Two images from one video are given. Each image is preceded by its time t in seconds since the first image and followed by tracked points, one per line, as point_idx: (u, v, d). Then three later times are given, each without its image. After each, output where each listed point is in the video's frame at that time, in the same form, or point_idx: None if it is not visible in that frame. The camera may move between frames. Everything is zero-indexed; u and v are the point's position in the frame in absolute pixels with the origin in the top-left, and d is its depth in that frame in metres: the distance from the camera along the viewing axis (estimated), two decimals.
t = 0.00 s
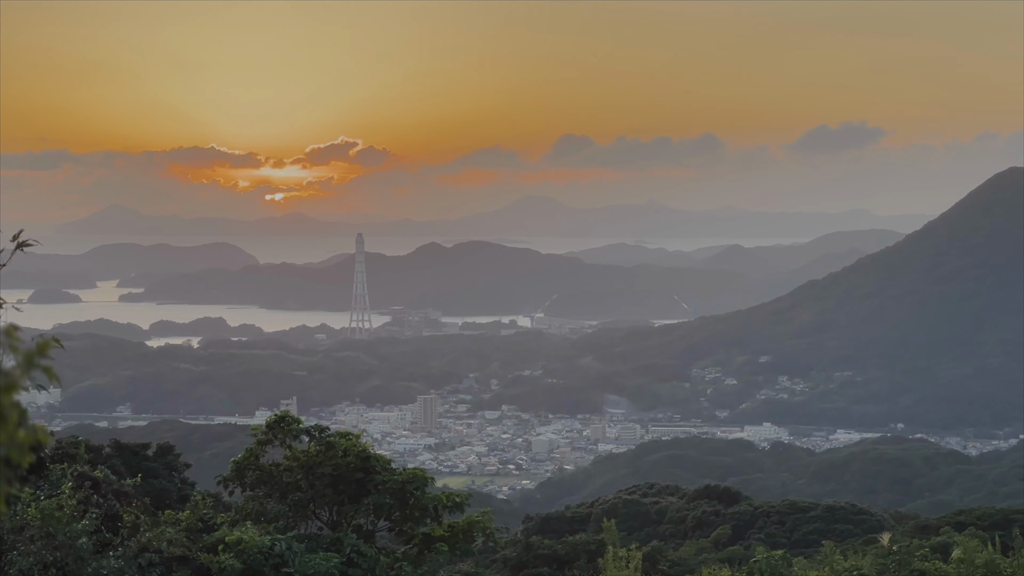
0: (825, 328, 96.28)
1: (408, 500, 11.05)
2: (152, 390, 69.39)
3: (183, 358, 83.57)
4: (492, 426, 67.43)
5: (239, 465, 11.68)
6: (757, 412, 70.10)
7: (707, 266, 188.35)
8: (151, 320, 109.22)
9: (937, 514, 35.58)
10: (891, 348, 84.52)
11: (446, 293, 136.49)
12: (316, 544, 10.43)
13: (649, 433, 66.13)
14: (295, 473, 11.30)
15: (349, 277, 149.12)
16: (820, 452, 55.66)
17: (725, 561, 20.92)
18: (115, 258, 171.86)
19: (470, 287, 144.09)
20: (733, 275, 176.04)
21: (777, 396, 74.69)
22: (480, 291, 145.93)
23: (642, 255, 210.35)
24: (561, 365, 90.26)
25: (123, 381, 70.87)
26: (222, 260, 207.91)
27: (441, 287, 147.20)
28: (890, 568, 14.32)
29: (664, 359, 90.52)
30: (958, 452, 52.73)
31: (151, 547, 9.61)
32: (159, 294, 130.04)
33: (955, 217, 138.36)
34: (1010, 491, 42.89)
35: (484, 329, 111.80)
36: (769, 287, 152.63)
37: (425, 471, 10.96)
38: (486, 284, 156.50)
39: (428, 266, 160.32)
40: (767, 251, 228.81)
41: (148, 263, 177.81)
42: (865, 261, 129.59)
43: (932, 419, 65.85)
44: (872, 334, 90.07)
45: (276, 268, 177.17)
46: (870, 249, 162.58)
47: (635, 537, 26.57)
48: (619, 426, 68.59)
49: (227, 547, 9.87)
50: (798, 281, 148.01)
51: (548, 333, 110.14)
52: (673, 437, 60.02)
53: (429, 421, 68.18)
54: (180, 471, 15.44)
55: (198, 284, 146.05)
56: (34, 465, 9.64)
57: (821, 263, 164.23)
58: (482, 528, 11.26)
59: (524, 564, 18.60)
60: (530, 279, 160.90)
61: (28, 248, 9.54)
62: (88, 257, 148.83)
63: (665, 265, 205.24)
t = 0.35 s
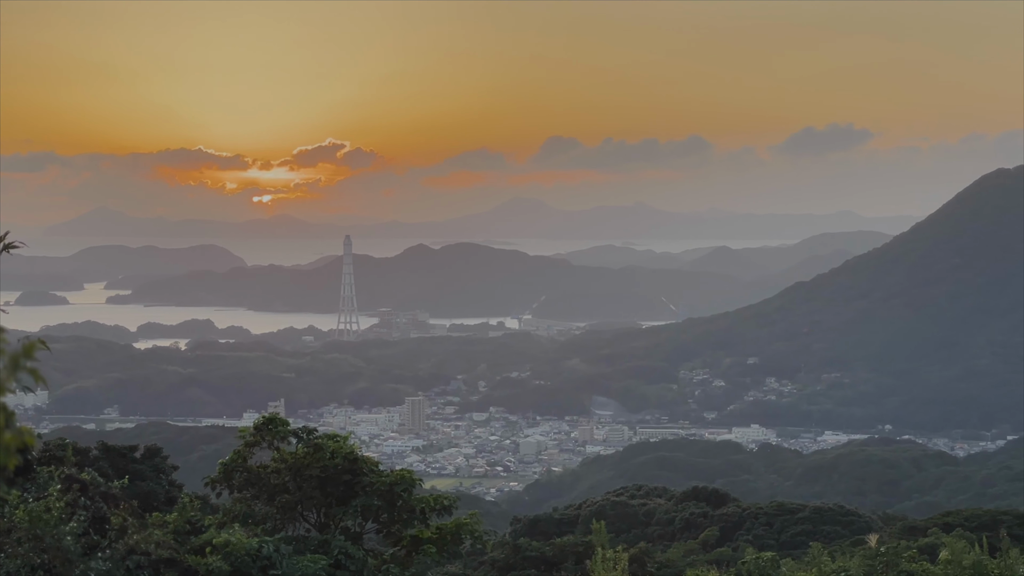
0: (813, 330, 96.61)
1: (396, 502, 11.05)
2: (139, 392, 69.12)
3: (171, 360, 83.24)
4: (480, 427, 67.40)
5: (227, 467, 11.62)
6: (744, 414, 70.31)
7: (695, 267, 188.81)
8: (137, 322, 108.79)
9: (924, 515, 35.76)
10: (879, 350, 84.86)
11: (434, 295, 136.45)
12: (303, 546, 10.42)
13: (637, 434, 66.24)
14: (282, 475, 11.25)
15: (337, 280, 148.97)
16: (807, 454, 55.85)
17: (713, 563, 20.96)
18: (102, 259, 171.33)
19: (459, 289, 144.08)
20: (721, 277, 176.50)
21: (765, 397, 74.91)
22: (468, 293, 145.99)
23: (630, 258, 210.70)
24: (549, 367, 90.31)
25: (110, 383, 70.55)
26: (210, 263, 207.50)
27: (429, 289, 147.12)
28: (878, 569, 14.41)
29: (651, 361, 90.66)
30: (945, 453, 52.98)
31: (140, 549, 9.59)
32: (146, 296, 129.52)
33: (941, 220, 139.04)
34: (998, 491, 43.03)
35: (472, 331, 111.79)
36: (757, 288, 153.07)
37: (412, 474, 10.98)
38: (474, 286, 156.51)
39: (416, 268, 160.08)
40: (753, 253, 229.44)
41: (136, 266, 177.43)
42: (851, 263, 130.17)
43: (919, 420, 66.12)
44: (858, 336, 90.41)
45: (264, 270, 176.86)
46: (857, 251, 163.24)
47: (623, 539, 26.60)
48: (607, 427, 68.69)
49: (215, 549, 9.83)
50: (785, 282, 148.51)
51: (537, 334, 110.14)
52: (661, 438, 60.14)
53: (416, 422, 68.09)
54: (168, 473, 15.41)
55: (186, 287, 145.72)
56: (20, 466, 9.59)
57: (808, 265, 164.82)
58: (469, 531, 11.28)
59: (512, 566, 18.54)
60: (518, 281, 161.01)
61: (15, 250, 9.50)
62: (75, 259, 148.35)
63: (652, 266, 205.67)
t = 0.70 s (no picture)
0: (803, 331, 96.89)
1: (386, 504, 11.10)
2: (129, 394, 68.92)
3: (161, 361, 83.00)
4: (471, 428, 67.43)
5: (217, 468, 11.56)
6: (734, 415, 70.52)
7: (686, 268, 189.11)
8: (127, 323, 108.44)
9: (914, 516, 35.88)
10: (868, 351, 85.17)
11: (425, 296, 136.38)
12: (293, 548, 10.42)
13: (628, 435, 66.33)
14: (272, 476, 11.16)
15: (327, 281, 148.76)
16: (798, 454, 56.00)
17: (704, 563, 21.04)
18: (91, 259, 170.80)
19: (449, 290, 144.02)
20: (711, 278, 176.82)
21: (755, 399, 75.11)
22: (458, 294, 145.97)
23: (620, 259, 210.88)
24: (539, 368, 90.36)
25: (100, 385, 70.34)
26: (200, 264, 207.06)
27: (419, 290, 147.06)
28: (869, 569, 14.54)
29: (642, 361, 90.81)
30: (934, 454, 53.22)
31: (130, 550, 9.59)
32: (136, 297, 129.04)
33: (930, 222, 139.53)
34: (987, 492, 43.17)
35: (462, 332, 111.80)
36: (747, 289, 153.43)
37: (403, 475, 11.03)
38: (464, 287, 156.51)
39: (406, 270, 159.91)
40: (743, 254, 229.79)
41: (125, 265, 176.94)
42: (841, 264, 130.55)
43: (909, 421, 66.39)
44: (848, 336, 90.72)
45: (254, 271, 176.52)
46: (847, 252, 163.74)
47: (614, 540, 26.64)
48: (597, 428, 68.76)
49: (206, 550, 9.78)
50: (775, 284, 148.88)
51: (527, 335, 110.13)
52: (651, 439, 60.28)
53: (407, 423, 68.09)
54: (157, 475, 15.40)
55: (175, 288, 145.34)
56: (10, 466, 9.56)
57: (798, 266, 165.23)
58: (460, 533, 11.31)
59: (501, 567, 18.45)
60: (508, 282, 161.03)
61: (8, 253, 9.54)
62: (65, 259, 147.85)
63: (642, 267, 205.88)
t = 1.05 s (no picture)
0: (796, 330, 97.04)
1: (380, 504, 11.10)
2: (122, 394, 68.82)
3: (155, 361, 82.85)
4: (464, 429, 67.43)
5: (210, 468, 11.53)
6: (727, 415, 70.67)
7: (679, 269, 189.20)
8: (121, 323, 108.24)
9: (908, 516, 35.97)
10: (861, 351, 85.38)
11: (418, 297, 136.28)
12: (287, 548, 10.41)
13: (621, 435, 66.39)
14: (266, 477, 11.15)
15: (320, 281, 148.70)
16: (791, 454, 56.12)
17: (697, 564, 21.07)
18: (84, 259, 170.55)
19: (443, 291, 143.97)
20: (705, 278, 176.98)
21: (748, 399, 75.24)
22: (451, 294, 145.83)
23: (614, 259, 210.91)
24: (533, 369, 90.40)
25: (93, 386, 70.22)
26: (192, 264, 206.62)
27: (413, 291, 146.98)
28: (863, 568, 14.62)
29: (635, 361, 90.86)
30: (928, 454, 53.32)
31: (122, 551, 9.58)
32: (129, 297, 128.77)
33: (922, 222, 139.81)
34: (981, 492, 43.29)
35: (455, 333, 111.76)
36: (740, 289, 153.62)
37: (397, 476, 11.03)
38: (458, 287, 156.43)
39: (400, 270, 159.69)
40: (737, 254, 230.01)
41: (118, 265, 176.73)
42: (834, 264, 130.75)
43: (902, 421, 66.56)
44: (841, 336, 90.92)
45: (247, 271, 176.24)
46: (840, 252, 163.99)
47: (608, 540, 26.65)
48: (591, 428, 68.79)
49: (199, 551, 9.73)
50: (768, 284, 149.14)
51: (521, 335, 110.14)
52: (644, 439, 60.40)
53: (400, 423, 68.06)
54: (151, 475, 15.37)
55: (169, 288, 145.13)
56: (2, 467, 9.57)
57: (791, 266, 165.39)
58: (453, 533, 11.32)
59: (494, 567, 18.43)
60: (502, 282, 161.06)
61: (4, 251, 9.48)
62: (58, 259, 147.57)
63: (636, 267, 205.90)
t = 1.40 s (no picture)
0: (790, 330, 97.20)
1: (374, 504, 11.10)
2: (116, 394, 68.74)
3: (148, 361, 82.76)
4: (458, 429, 67.44)
5: (204, 468, 11.48)
6: (721, 414, 70.78)
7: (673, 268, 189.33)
8: (114, 324, 108.09)
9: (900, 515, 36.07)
10: (855, 350, 85.56)
11: (412, 297, 136.24)
12: (281, 547, 10.40)
13: (615, 435, 66.47)
14: (260, 477, 11.13)
15: (314, 281, 148.65)
16: (785, 454, 56.23)
17: (691, 563, 21.12)
18: (77, 258, 170.21)
19: (437, 290, 144.00)
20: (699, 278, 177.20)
21: (742, 398, 75.35)
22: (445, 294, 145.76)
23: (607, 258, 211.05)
24: (526, 368, 90.45)
25: (87, 386, 70.13)
26: (185, 264, 206.35)
27: (407, 290, 147.02)
28: (856, 568, 14.64)
29: (629, 361, 90.93)
30: (921, 454, 53.45)
31: (116, 551, 9.57)
32: (122, 297, 128.57)
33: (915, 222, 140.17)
34: (974, 491, 43.40)
35: (449, 333, 111.69)
36: (734, 288, 153.86)
37: (391, 476, 11.02)
38: (451, 286, 156.47)
39: (394, 269, 159.60)
40: (730, 254, 230.24)
41: (112, 265, 176.59)
42: (827, 265, 131.05)
43: (896, 421, 66.71)
44: (835, 336, 91.10)
45: (241, 271, 176.08)
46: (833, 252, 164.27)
47: (601, 540, 26.67)
48: (585, 428, 68.85)
49: (193, 550, 9.72)
50: (762, 283, 149.35)
51: (515, 335, 110.16)
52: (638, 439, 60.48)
53: (394, 423, 68.05)
54: (145, 474, 15.33)
55: (162, 287, 144.94)
56: None
57: (785, 265, 165.62)
58: (446, 532, 11.32)
59: (488, 566, 18.37)
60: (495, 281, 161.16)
61: None
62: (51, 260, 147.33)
63: (629, 266, 205.95)
